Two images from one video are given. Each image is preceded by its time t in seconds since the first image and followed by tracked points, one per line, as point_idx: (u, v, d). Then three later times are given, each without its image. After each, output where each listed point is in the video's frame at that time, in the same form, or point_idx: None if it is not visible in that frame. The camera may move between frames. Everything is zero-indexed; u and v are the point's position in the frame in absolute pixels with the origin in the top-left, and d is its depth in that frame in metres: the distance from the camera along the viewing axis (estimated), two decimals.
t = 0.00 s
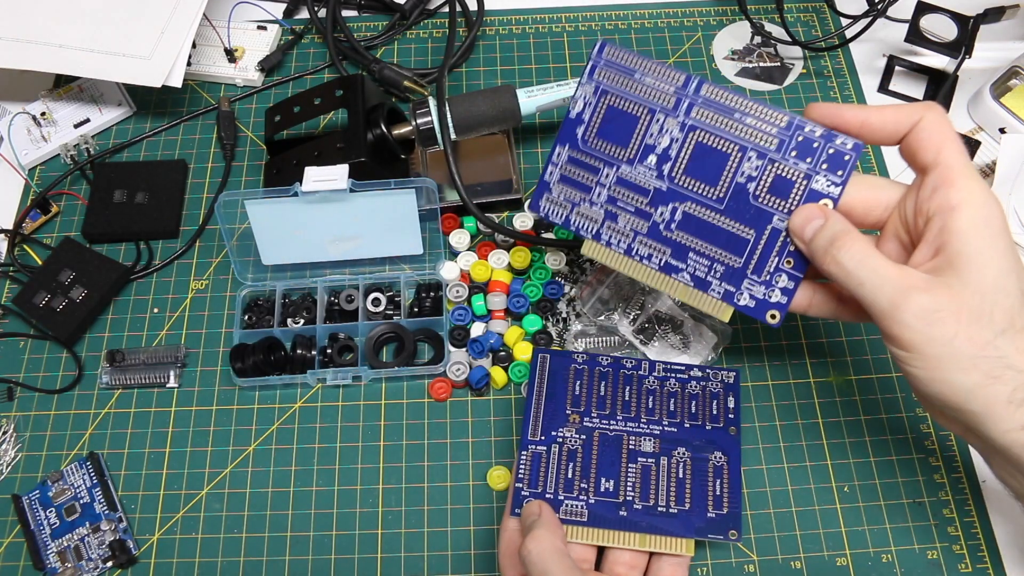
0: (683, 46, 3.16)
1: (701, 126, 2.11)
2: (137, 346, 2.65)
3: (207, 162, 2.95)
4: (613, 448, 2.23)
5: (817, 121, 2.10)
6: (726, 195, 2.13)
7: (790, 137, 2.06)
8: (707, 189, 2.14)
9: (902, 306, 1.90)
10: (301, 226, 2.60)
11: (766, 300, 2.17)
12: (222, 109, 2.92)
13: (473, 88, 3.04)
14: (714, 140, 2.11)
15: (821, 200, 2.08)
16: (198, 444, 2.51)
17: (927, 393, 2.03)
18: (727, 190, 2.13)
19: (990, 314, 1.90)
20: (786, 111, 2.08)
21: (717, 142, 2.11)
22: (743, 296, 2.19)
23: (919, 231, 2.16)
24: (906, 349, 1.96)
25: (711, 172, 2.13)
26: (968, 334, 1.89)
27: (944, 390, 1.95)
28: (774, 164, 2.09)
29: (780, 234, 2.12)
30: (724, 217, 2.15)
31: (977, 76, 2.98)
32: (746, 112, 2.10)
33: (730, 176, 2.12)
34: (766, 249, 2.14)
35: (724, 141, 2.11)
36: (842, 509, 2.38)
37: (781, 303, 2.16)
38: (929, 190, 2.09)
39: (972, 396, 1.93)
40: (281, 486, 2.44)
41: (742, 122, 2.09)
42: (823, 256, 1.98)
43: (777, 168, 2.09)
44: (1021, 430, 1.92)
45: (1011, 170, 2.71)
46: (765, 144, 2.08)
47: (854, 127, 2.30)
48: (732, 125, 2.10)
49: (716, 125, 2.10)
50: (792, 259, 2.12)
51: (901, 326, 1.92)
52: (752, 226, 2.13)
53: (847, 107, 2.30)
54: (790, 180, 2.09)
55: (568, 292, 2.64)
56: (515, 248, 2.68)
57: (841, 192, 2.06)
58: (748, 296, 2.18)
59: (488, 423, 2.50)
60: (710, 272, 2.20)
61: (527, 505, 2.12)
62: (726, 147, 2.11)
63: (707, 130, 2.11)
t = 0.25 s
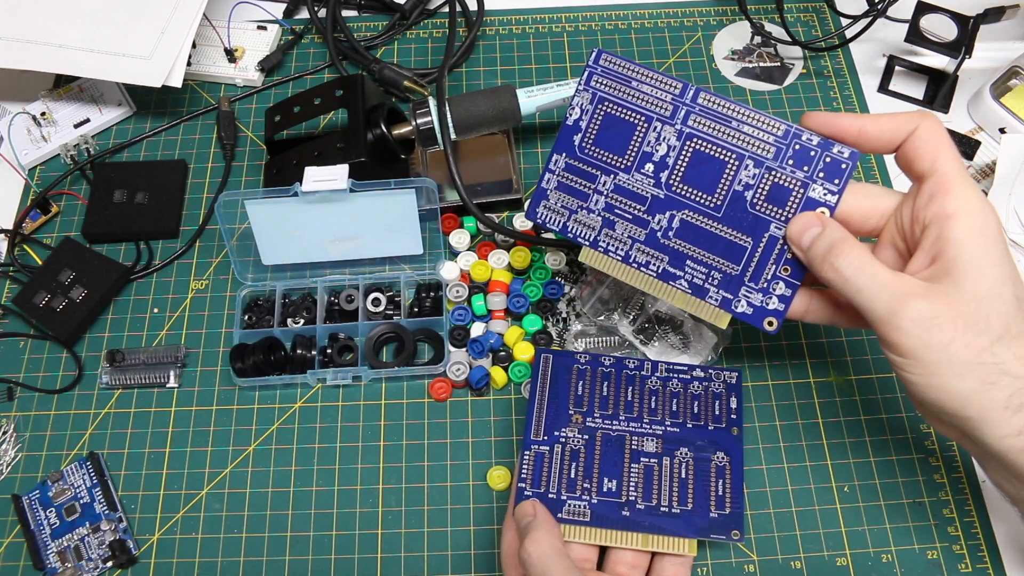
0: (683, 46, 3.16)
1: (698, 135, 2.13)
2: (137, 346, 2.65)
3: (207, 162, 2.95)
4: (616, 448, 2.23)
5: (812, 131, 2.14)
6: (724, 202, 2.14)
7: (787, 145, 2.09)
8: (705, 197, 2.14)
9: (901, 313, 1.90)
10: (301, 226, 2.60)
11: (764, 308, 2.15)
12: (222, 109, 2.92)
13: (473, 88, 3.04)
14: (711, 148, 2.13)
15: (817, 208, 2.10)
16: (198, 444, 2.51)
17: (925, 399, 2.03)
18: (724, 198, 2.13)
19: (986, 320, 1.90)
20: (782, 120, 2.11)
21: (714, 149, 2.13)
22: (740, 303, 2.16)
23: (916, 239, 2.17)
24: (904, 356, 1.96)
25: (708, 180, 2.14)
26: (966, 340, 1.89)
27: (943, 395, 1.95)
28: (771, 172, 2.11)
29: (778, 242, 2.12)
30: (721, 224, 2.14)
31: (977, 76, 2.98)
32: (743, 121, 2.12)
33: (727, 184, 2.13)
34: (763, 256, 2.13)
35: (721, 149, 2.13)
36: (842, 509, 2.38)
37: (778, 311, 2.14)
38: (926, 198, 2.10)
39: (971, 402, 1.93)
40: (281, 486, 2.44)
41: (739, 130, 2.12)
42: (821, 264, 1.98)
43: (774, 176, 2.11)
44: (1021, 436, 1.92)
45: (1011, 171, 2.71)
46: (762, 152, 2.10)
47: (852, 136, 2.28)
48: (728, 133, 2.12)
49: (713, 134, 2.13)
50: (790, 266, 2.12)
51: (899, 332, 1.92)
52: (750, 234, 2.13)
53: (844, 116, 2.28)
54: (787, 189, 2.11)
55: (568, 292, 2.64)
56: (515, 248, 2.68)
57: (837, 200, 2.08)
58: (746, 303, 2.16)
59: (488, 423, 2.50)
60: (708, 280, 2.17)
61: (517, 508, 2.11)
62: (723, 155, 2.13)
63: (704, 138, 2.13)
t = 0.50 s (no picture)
0: (683, 46, 3.16)
1: (699, 136, 2.13)
2: (137, 346, 2.65)
3: (207, 162, 2.95)
4: (614, 446, 2.23)
5: (813, 133, 2.14)
6: (724, 204, 2.14)
7: (787, 147, 2.09)
8: (705, 199, 2.14)
9: (902, 315, 1.90)
10: (300, 226, 2.60)
11: (765, 309, 2.15)
12: (222, 109, 2.92)
13: (473, 88, 3.04)
14: (712, 149, 2.13)
15: (818, 210, 2.10)
16: (198, 444, 2.51)
17: (926, 401, 2.03)
18: (725, 199, 2.14)
19: (988, 322, 1.90)
20: (783, 122, 2.11)
21: (715, 151, 2.13)
22: (741, 304, 2.16)
23: (916, 242, 2.17)
24: (905, 358, 1.96)
25: (708, 182, 2.14)
26: (968, 341, 1.89)
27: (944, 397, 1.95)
28: (772, 174, 2.11)
29: (778, 244, 2.12)
30: (722, 226, 2.14)
31: (977, 76, 2.98)
32: (743, 122, 2.12)
33: (728, 186, 2.13)
34: (764, 257, 2.13)
35: (722, 150, 2.13)
36: (841, 509, 2.38)
37: (779, 312, 2.14)
38: (926, 200, 2.10)
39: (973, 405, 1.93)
40: (281, 486, 2.44)
41: (740, 132, 2.12)
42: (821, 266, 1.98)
43: (775, 178, 2.11)
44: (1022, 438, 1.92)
45: (1010, 171, 2.71)
46: (763, 154, 2.11)
47: (852, 138, 2.29)
48: (729, 135, 2.12)
49: (714, 135, 2.13)
50: (791, 268, 2.12)
51: (901, 333, 1.92)
52: (750, 236, 2.13)
53: (844, 118, 2.29)
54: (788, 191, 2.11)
55: (568, 292, 2.64)
56: (515, 248, 2.68)
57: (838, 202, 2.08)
58: (747, 304, 2.16)
59: (488, 423, 2.50)
60: (708, 281, 2.17)
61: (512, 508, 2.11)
62: (724, 157, 2.13)
63: (705, 140, 2.13)
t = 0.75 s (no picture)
0: (683, 46, 3.16)
1: (698, 140, 2.13)
2: (137, 346, 2.65)
3: (207, 162, 2.95)
4: (620, 447, 2.23)
5: (812, 136, 2.14)
6: (723, 208, 2.14)
7: (787, 150, 2.09)
8: (704, 202, 2.14)
9: (903, 317, 1.90)
10: (300, 226, 2.60)
11: (765, 313, 2.15)
12: (222, 109, 2.92)
13: (473, 88, 3.04)
14: (711, 153, 2.13)
15: (818, 214, 2.10)
16: (198, 444, 2.51)
17: (926, 404, 2.03)
18: (724, 203, 2.14)
19: (989, 325, 1.90)
20: (782, 126, 2.11)
21: (714, 155, 2.13)
22: (741, 308, 2.16)
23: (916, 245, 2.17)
24: (905, 360, 1.96)
25: (707, 185, 2.14)
26: (969, 344, 1.89)
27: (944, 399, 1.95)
28: (771, 178, 2.11)
29: (778, 248, 2.12)
30: (721, 230, 2.14)
31: (977, 76, 2.98)
32: (742, 126, 2.12)
33: (727, 190, 2.13)
34: (763, 261, 2.13)
35: (721, 154, 2.13)
36: (841, 509, 2.38)
37: (779, 316, 2.14)
38: (926, 203, 2.10)
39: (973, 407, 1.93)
40: (281, 486, 2.44)
41: (739, 136, 2.12)
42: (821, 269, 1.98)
43: (774, 182, 2.11)
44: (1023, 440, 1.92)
45: (1010, 171, 2.71)
46: (762, 158, 2.11)
47: (852, 141, 2.29)
48: (728, 139, 2.12)
49: (712, 139, 2.13)
50: (790, 272, 2.12)
51: (902, 337, 1.91)
52: (749, 240, 2.13)
53: (844, 121, 2.29)
54: (787, 195, 2.11)
55: (568, 292, 2.64)
56: (515, 248, 2.68)
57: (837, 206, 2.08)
58: (747, 308, 2.15)
59: (488, 423, 2.50)
60: (708, 285, 2.17)
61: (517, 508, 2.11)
62: (723, 160, 2.13)
63: (703, 144, 2.13)
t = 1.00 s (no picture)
0: (683, 46, 3.16)
1: (698, 142, 2.13)
2: (137, 346, 2.65)
3: (207, 162, 2.95)
4: (618, 449, 2.23)
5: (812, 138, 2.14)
6: (723, 210, 2.14)
7: (787, 152, 2.09)
8: (704, 204, 2.14)
9: (903, 319, 1.90)
10: (300, 226, 2.60)
11: (765, 315, 2.14)
12: (222, 109, 2.92)
13: (473, 88, 3.04)
14: (711, 155, 2.13)
15: (818, 215, 2.10)
16: (198, 444, 2.51)
17: (926, 406, 2.03)
18: (724, 205, 2.14)
19: (989, 326, 1.90)
20: (781, 127, 2.11)
21: (714, 157, 2.13)
22: (741, 310, 2.16)
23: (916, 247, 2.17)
24: (906, 361, 1.96)
25: (707, 187, 2.14)
26: (969, 346, 1.89)
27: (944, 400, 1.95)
28: (771, 180, 2.11)
29: (777, 249, 2.12)
30: (721, 232, 2.14)
31: (977, 76, 2.98)
32: (742, 128, 2.12)
33: (727, 192, 2.13)
34: (763, 263, 2.13)
35: (720, 156, 2.13)
36: (841, 510, 2.38)
37: (779, 318, 2.13)
38: (926, 205, 2.10)
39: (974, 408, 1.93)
40: (281, 486, 2.44)
41: (738, 138, 2.12)
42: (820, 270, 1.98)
43: (774, 184, 2.11)
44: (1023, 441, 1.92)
45: (1010, 171, 2.71)
46: (762, 160, 2.11)
47: (851, 143, 2.29)
48: (728, 141, 2.12)
49: (712, 141, 2.13)
50: (791, 273, 2.11)
51: (901, 339, 1.91)
52: (749, 241, 2.14)
53: (843, 123, 2.29)
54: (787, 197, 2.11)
55: (568, 292, 2.64)
56: (515, 248, 2.68)
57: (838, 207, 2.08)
58: (747, 310, 2.15)
59: (488, 423, 2.50)
60: (708, 287, 2.17)
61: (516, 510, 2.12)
62: (723, 162, 2.13)
63: (703, 145, 2.13)
